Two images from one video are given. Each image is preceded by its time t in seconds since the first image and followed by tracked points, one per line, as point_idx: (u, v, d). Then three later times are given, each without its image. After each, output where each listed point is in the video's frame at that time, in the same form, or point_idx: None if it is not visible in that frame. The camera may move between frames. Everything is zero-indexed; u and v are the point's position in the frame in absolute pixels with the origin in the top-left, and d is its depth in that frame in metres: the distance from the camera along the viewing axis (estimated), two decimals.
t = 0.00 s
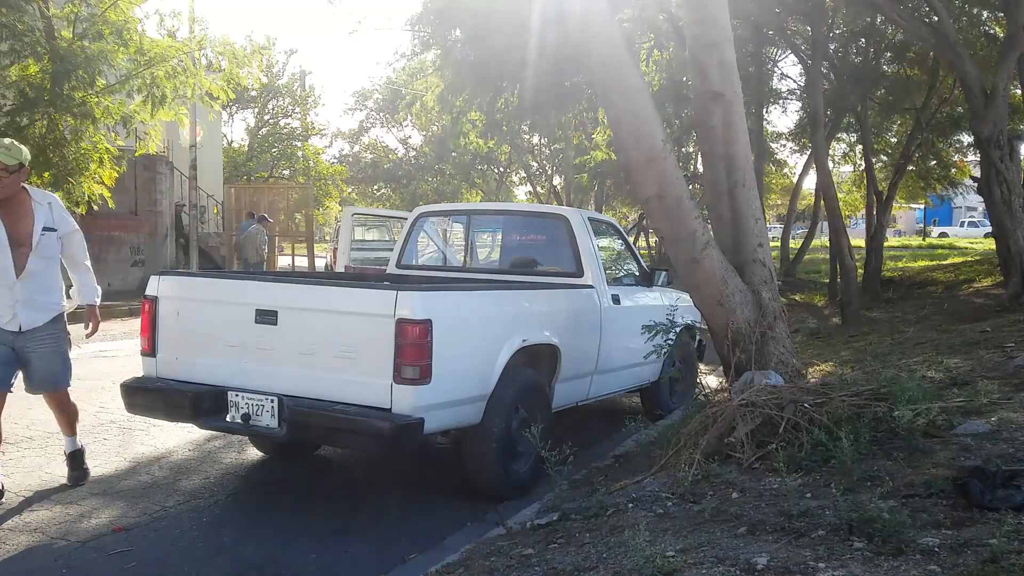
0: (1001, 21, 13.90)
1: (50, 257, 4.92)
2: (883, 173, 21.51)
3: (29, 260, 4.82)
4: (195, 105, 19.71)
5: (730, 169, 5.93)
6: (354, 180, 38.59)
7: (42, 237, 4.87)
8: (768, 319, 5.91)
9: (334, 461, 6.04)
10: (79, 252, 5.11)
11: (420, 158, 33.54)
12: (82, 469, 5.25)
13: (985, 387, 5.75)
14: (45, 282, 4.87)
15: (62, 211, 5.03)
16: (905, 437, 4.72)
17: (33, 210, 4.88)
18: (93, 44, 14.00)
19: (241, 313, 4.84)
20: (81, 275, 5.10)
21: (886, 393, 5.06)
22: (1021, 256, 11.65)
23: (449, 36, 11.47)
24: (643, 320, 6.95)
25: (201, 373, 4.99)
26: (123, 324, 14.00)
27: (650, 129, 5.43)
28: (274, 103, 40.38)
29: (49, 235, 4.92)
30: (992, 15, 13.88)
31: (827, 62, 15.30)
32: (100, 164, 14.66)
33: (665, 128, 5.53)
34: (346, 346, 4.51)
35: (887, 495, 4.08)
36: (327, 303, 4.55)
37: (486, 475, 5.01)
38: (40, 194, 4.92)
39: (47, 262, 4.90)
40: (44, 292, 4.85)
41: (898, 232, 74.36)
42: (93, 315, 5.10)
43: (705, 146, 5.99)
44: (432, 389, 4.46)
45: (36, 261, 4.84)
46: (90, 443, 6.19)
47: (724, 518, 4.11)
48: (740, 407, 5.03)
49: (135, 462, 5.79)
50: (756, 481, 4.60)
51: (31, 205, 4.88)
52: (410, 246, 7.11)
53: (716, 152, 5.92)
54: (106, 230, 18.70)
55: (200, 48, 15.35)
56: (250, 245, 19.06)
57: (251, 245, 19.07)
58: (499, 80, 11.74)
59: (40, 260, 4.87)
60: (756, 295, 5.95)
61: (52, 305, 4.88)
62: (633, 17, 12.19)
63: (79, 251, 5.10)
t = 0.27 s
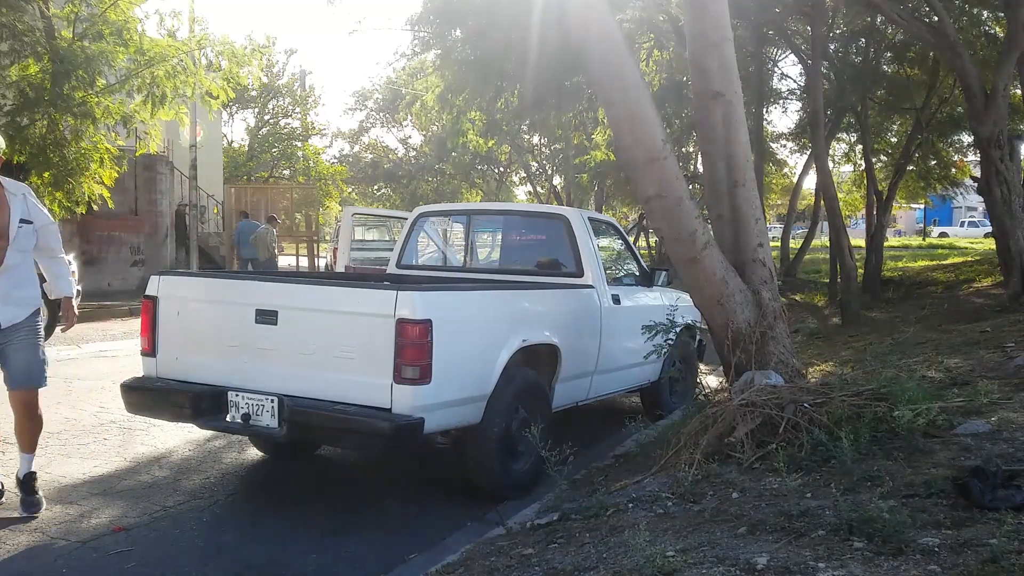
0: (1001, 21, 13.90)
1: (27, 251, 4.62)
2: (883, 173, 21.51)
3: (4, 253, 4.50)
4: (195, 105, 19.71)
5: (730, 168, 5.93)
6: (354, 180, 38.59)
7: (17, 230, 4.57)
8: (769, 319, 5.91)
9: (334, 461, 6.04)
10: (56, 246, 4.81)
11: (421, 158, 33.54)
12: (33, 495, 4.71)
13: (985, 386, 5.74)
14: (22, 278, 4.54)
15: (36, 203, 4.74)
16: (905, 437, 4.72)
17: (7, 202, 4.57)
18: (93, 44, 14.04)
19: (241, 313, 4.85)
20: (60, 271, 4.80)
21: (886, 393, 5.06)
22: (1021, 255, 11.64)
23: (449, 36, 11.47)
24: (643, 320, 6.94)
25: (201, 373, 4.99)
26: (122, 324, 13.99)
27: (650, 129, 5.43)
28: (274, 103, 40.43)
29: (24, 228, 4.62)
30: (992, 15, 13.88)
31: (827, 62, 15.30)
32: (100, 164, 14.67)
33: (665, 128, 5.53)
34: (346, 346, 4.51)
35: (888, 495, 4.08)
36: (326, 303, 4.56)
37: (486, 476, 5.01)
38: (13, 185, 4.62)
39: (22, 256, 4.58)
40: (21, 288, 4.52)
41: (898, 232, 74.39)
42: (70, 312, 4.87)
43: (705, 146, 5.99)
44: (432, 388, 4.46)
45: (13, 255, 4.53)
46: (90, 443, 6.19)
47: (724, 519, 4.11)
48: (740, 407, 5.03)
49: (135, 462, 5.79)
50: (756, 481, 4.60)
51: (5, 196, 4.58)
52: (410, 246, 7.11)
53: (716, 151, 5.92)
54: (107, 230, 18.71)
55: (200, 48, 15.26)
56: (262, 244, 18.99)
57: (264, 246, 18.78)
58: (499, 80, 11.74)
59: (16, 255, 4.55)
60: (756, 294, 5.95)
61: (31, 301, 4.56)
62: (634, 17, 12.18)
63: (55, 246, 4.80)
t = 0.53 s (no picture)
0: (1001, 21, 13.90)
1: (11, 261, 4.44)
2: (884, 173, 21.51)
3: None
4: (195, 105, 19.72)
5: (730, 169, 5.93)
6: (354, 180, 38.61)
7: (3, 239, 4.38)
8: (768, 319, 5.91)
9: (334, 461, 6.04)
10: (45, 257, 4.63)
11: (421, 158, 33.55)
12: None
13: (985, 386, 5.74)
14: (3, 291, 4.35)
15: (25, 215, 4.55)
16: (905, 437, 4.72)
17: None
18: (93, 44, 14.05)
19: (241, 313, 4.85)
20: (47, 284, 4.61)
21: (886, 393, 5.06)
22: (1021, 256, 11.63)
23: (449, 36, 11.47)
24: (643, 320, 6.94)
25: (201, 373, 4.99)
26: (123, 325, 13.99)
27: (650, 129, 5.43)
28: (274, 103, 40.49)
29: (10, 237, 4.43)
30: (992, 15, 13.88)
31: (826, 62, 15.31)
32: (100, 164, 14.67)
33: (665, 129, 5.53)
34: (346, 346, 4.51)
35: (888, 495, 4.08)
36: (326, 303, 4.56)
37: (486, 476, 5.01)
38: None
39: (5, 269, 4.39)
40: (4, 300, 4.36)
41: (898, 232, 74.40)
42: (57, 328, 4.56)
43: (705, 146, 5.99)
44: (432, 388, 4.46)
45: None
46: (90, 443, 6.20)
47: (724, 519, 4.11)
48: (740, 407, 5.03)
49: (135, 462, 5.79)
50: (756, 481, 4.60)
51: None
52: (410, 246, 7.11)
53: (716, 152, 5.92)
54: (106, 229, 18.72)
55: (200, 47, 15.28)
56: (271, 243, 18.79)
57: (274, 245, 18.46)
58: (499, 80, 11.74)
59: None
60: (756, 294, 5.95)
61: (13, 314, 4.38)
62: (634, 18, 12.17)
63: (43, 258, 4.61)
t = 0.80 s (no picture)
0: (1001, 21, 13.90)
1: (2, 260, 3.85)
2: (883, 173, 21.52)
3: None
4: (195, 105, 19.72)
5: (730, 169, 5.93)
6: (354, 180, 38.63)
7: None
8: (768, 319, 5.91)
9: (334, 461, 6.04)
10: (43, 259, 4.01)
11: (420, 158, 33.56)
12: None
13: (985, 386, 5.74)
14: None
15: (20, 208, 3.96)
16: (905, 437, 4.72)
17: None
18: (93, 44, 14.05)
19: (241, 313, 4.85)
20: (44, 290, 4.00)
21: (886, 393, 5.06)
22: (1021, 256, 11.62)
23: (449, 36, 11.47)
24: (643, 320, 6.94)
25: (201, 373, 4.99)
26: (123, 324, 13.99)
27: (650, 129, 5.43)
28: (275, 103, 40.55)
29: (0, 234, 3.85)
30: (992, 15, 13.88)
31: (826, 62, 15.30)
32: (100, 164, 14.67)
33: (665, 129, 5.53)
34: (346, 346, 4.51)
35: (887, 495, 4.08)
36: (326, 303, 4.56)
37: (486, 475, 5.01)
38: None
39: None
40: None
41: (898, 232, 74.38)
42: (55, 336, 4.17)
43: (705, 146, 5.99)
44: (432, 389, 4.46)
45: None
46: (90, 443, 6.19)
47: (724, 518, 4.11)
48: (740, 407, 5.03)
49: (135, 462, 5.79)
50: (756, 481, 4.60)
51: None
52: (410, 246, 7.11)
53: (716, 152, 5.92)
54: (106, 229, 18.72)
55: (200, 47, 15.28)
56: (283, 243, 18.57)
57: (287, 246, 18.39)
58: (499, 80, 11.74)
59: None
60: (756, 294, 5.95)
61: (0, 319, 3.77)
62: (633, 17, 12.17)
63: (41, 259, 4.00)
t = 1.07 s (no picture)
0: (1001, 21, 13.89)
1: None
2: (884, 173, 21.52)
3: None
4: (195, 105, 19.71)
5: (730, 169, 5.93)
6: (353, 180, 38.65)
7: None
8: (768, 319, 5.91)
9: (334, 461, 6.04)
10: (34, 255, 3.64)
11: (420, 158, 33.57)
12: None
13: (985, 386, 5.74)
14: None
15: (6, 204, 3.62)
16: (905, 437, 4.72)
17: None
18: (93, 44, 14.05)
19: (241, 313, 4.85)
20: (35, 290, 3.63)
21: (886, 393, 5.06)
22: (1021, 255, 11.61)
23: (449, 36, 11.47)
24: (643, 320, 6.94)
25: (201, 373, 4.99)
26: (123, 324, 14.00)
27: (650, 129, 5.43)
28: (275, 103, 40.57)
29: None
30: (992, 15, 13.87)
31: (826, 62, 15.30)
32: (100, 164, 14.67)
33: (665, 129, 5.53)
34: (346, 346, 4.51)
35: (888, 495, 4.08)
36: (326, 303, 4.56)
37: (486, 475, 5.01)
38: None
39: None
40: None
41: (898, 232, 74.38)
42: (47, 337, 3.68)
43: (705, 146, 5.99)
44: (432, 388, 4.46)
45: None
46: (90, 443, 6.20)
47: (724, 519, 4.11)
48: (740, 407, 5.03)
49: (135, 463, 5.79)
50: (756, 481, 4.60)
51: None
52: (410, 246, 7.11)
53: (716, 152, 5.92)
54: (106, 229, 18.74)
55: (200, 47, 15.28)
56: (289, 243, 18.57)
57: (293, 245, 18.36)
58: (499, 80, 11.73)
59: None
60: (756, 294, 5.95)
61: None
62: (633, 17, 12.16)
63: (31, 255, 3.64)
